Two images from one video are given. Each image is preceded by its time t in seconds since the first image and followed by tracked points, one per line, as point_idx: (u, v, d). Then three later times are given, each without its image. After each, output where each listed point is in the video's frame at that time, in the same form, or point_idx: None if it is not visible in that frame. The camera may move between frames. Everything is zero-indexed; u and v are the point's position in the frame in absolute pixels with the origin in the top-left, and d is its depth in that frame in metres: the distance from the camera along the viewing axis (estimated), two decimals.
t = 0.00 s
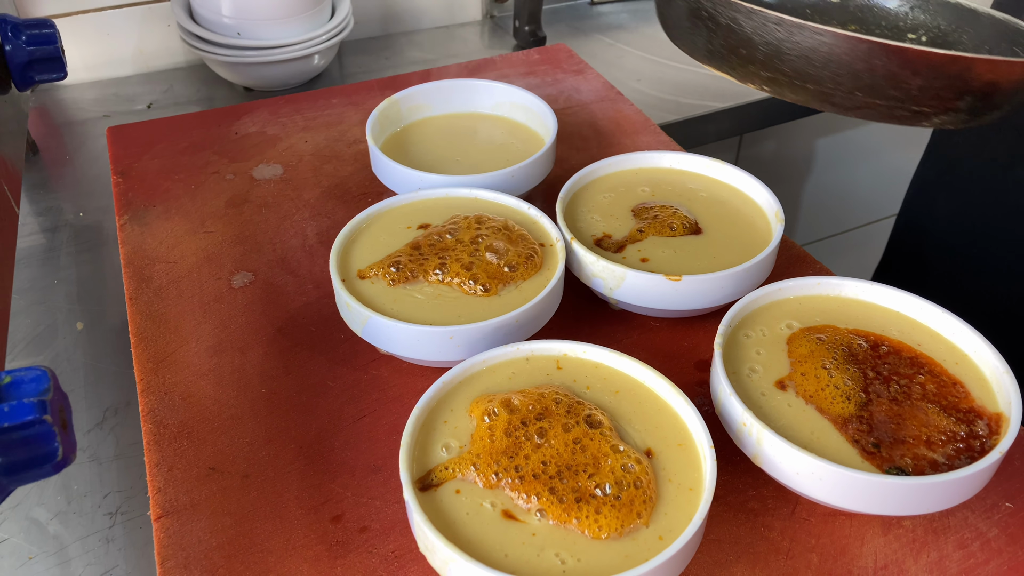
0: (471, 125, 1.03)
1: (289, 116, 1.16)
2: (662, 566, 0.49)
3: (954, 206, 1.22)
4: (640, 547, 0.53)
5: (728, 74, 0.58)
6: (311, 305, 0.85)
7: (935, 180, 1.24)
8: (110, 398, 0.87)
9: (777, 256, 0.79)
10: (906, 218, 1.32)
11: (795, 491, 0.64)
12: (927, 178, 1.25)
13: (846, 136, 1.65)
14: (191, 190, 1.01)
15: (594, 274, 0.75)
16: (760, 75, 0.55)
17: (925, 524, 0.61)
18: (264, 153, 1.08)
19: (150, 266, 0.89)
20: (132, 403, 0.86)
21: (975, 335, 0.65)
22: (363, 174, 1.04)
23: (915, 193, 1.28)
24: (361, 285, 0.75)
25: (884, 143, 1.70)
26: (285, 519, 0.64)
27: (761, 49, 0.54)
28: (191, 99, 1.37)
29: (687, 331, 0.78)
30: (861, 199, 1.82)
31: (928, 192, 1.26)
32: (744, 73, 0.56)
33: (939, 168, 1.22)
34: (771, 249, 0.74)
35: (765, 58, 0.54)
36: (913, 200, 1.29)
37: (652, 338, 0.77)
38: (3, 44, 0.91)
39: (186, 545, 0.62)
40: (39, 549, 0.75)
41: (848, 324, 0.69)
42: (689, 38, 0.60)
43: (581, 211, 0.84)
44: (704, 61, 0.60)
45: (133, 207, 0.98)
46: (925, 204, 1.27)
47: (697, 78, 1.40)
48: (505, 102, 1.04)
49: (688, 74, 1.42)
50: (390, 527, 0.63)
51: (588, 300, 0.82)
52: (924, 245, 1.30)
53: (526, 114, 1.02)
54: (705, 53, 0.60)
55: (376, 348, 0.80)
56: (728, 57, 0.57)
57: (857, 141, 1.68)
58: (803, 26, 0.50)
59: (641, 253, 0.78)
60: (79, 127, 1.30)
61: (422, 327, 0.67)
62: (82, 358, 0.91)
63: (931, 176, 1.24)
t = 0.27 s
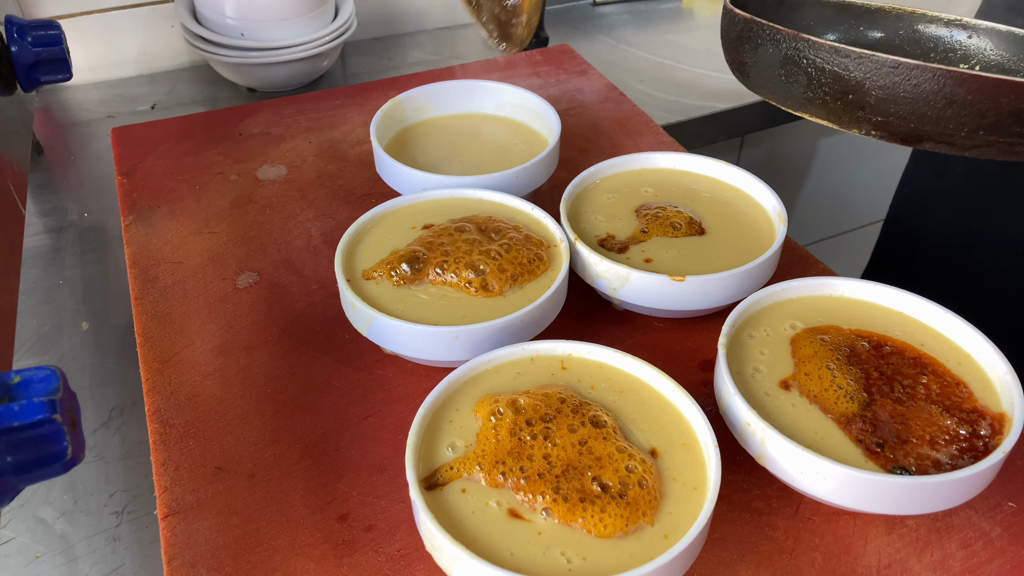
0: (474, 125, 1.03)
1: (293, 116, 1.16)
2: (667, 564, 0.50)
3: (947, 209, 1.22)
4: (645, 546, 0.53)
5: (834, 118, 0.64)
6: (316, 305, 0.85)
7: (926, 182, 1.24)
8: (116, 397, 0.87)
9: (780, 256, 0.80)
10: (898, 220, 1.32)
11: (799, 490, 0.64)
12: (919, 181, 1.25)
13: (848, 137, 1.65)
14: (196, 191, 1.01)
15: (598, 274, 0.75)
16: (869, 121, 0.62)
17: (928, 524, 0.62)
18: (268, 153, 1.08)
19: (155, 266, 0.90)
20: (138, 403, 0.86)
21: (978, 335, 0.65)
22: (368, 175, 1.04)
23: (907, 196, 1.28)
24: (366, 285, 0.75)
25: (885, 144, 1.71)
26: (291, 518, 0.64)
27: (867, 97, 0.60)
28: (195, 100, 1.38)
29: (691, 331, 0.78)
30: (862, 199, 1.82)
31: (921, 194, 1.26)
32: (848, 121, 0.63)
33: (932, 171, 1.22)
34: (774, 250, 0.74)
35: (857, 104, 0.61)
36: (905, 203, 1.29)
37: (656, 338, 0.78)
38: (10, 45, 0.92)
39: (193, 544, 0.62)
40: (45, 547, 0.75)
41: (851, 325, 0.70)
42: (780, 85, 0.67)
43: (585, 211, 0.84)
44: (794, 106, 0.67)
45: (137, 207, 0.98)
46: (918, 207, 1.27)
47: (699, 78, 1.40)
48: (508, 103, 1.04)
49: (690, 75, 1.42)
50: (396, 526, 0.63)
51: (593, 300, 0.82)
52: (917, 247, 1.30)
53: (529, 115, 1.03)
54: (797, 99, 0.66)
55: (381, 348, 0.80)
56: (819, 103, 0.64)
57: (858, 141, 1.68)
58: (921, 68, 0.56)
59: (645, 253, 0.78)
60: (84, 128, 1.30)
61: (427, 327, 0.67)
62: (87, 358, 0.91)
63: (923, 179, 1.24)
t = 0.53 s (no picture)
0: (477, 127, 1.03)
1: (296, 118, 1.16)
2: (672, 565, 0.50)
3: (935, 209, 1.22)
4: (650, 547, 0.53)
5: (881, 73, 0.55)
6: (320, 306, 0.85)
7: (916, 182, 1.24)
8: (120, 398, 0.87)
9: (784, 257, 0.80)
10: (887, 221, 1.32)
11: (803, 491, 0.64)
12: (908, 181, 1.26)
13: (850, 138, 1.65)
14: (199, 192, 1.01)
15: (602, 275, 0.76)
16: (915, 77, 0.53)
17: (933, 525, 0.62)
18: (271, 155, 1.08)
19: (159, 267, 0.90)
20: (142, 404, 0.86)
21: (981, 336, 0.65)
22: (371, 176, 1.04)
23: (896, 196, 1.28)
24: (370, 287, 0.75)
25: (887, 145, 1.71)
26: (295, 519, 0.64)
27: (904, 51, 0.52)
28: (198, 101, 1.38)
29: (695, 332, 0.78)
30: (863, 200, 1.82)
31: (910, 194, 1.26)
32: (863, 83, 0.40)
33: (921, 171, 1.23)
34: (778, 251, 0.74)
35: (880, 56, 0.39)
36: (895, 203, 1.29)
37: (660, 339, 0.78)
38: (13, 46, 0.92)
39: (198, 545, 0.63)
40: (50, 548, 0.75)
41: (855, 326, 0.70)
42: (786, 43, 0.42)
43: (588, 212, 0.84)
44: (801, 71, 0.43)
45: (141, 208, 0.98)
46: (907, 207, 1.27)
47: (701, 80, 1.41)
48: (512, 104, 1.04)
49: (693, 76, 1.42)
50: (400, 527, 0.63)
51: (596, 301, 0.82)
52: (907, 247, 1.29)
53: (532, 116, 1.03)
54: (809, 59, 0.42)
55: (385, 349, 0.80)
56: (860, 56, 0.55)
57: (860, 142, 1.68)
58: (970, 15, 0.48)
59: (649, 254, 0.78)
60: (87, 129, 1.30)
61: (432, 329, 0.67)
62: (91, 359, 0.91)
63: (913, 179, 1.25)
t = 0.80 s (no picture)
0: (479, 127, 1.03)
1: (298, 117, 1.17)
2: (673, 562, 0.50)
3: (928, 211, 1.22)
4: (650, 544, 0.53)
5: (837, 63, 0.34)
6: (322, 305, 0.86)
7: (907, 185, 1.24)
8: (123, 397, 0.88)
9: (784, 256, 0.80)
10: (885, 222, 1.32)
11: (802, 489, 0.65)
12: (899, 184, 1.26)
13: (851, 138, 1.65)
14: (202, 191, 1.02)
15: (603, 275, 0.76)
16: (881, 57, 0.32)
17: (931, 523, 0.62)
18: (273, 154, 1.09)
19: (161, 266, 0.90)
20: (146, 403, 0.87)
21: (979, 335, 0.66)
22: (373, 176, 1.05)
23: (893, 198, 1.28)
24: (372, 286, 0.76)
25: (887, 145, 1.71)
26: (297, 516, 0.65)
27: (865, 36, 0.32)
28: (201, 101, 1.38)
29: (695, 331, 0.79)
30: (864, 199, 1.82)
31: (901, 197, 1.26)
32: (858, 65, 0.33)
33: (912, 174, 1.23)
34: (778, 250, 0.75)
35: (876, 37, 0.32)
36: (891, 205, 1.29)
37: (660, 338, 0.78)
38: (18, 46, 0.92)
39: (201, 542, 0.63)
40: (55, 545, 0.76)
41: (854, 325, 0.70)
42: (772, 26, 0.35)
43: (589, 212, 0.85)
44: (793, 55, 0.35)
45: (144, 208, 0.99)
46: (899, 210, 1.27)
47: (702, 79, 1.41)
48: (513, 104, 1.05)
49: (694, 76, 1.42)
50: (402, 524, 0.64)
51: (597, 300, 0.83)
52: (903, 247, 1.29)
53: (534, 116, 1.03)
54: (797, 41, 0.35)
55: (386, 348, 0.81)
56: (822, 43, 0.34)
57: (861, 142, 1.69)
58: None
59: (649, 254, 0.78)
60: (90, 129, 1.31)
61: (434, 328, 0.68)
62: (95, 357, 0.92)
63: (903, 182, 1.25)
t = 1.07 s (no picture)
0: (478, 128, 1.04)
1: (299, 119, 1.17)
2: (667, 558, 0.51)
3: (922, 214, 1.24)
4: (645, 540, 0.54)
5: None
6: (322, 305, 0.87)
7: (899, 190, 1.26)
8: (125, 396, 0.88)
9: (780, 257, 0.81)
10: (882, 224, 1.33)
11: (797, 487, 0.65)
12: (892, 190, 1.28)
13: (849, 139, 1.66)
14: (203, 192, 1.03)
15: (600, 275, 0.77)
16: None
17: (924, 520, 0.63)
18: (274, 155, 1.09)
19: (163, 266, 0.91)
20: (148, 402, 0.88)
21: (972, 335, 0.66)
22: (373, 177, 1.06)
23: (890, 199, 1.29)
24: (372, 286, 0.76)
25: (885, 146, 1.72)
26: (298, 514, 0.66)
27: None
28: (202, 102, 1.39)
29: (691, 331, 0.79)
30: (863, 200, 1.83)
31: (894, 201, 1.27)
32: None
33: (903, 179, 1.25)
34: (774, 251, 0.76)
35: None
36: (889, 206, 1.30)
37: (657, 337, 0.79)
38: (21, 49, 0.93)
39: (203, 538, 0.64)
40: (58, 542, 0.77)
41: (849, 325, 0.71)
42: None
43: (587, 213, 0.86)
44: None
45: (146, 208, 1.00)
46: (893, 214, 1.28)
47: (700, 81, 1.42)
48: (512, 106, 1.06)
49: (692, 78, 1.43)
50: (401, 521, 0.65)
51: (595, 300, 0.83)
52: (902, 249, 1.30)
53: (533, 117, 1.04)
54: None
55: (386, 347, 0.82)
56: None
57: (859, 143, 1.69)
58: None
59: (646, 254, 0.79)
60: (92, 130, 1.31)
61: (432, 327, 0.69)
62: (97, 357, 0.93)
63: (895, 187, 1.28)
